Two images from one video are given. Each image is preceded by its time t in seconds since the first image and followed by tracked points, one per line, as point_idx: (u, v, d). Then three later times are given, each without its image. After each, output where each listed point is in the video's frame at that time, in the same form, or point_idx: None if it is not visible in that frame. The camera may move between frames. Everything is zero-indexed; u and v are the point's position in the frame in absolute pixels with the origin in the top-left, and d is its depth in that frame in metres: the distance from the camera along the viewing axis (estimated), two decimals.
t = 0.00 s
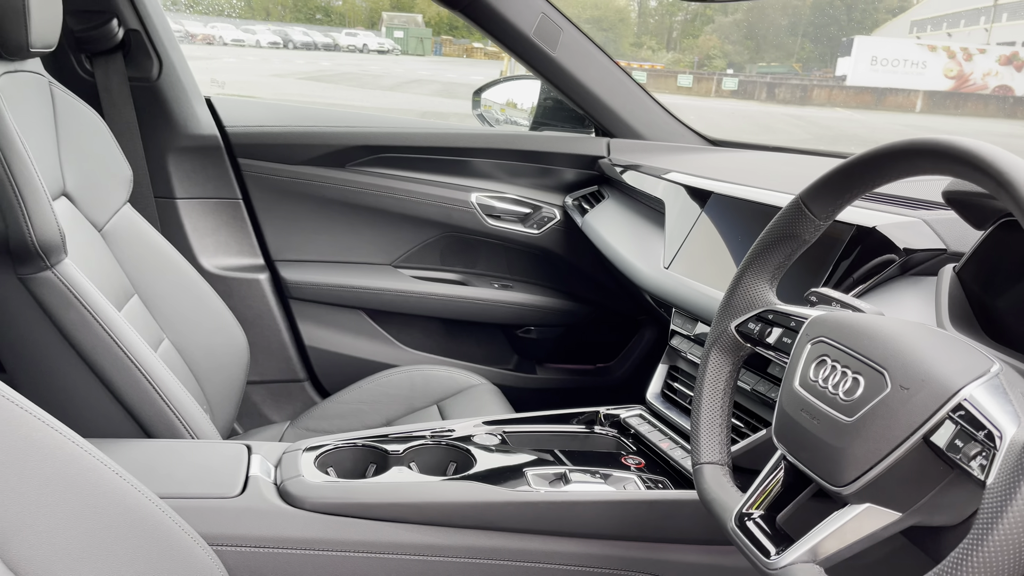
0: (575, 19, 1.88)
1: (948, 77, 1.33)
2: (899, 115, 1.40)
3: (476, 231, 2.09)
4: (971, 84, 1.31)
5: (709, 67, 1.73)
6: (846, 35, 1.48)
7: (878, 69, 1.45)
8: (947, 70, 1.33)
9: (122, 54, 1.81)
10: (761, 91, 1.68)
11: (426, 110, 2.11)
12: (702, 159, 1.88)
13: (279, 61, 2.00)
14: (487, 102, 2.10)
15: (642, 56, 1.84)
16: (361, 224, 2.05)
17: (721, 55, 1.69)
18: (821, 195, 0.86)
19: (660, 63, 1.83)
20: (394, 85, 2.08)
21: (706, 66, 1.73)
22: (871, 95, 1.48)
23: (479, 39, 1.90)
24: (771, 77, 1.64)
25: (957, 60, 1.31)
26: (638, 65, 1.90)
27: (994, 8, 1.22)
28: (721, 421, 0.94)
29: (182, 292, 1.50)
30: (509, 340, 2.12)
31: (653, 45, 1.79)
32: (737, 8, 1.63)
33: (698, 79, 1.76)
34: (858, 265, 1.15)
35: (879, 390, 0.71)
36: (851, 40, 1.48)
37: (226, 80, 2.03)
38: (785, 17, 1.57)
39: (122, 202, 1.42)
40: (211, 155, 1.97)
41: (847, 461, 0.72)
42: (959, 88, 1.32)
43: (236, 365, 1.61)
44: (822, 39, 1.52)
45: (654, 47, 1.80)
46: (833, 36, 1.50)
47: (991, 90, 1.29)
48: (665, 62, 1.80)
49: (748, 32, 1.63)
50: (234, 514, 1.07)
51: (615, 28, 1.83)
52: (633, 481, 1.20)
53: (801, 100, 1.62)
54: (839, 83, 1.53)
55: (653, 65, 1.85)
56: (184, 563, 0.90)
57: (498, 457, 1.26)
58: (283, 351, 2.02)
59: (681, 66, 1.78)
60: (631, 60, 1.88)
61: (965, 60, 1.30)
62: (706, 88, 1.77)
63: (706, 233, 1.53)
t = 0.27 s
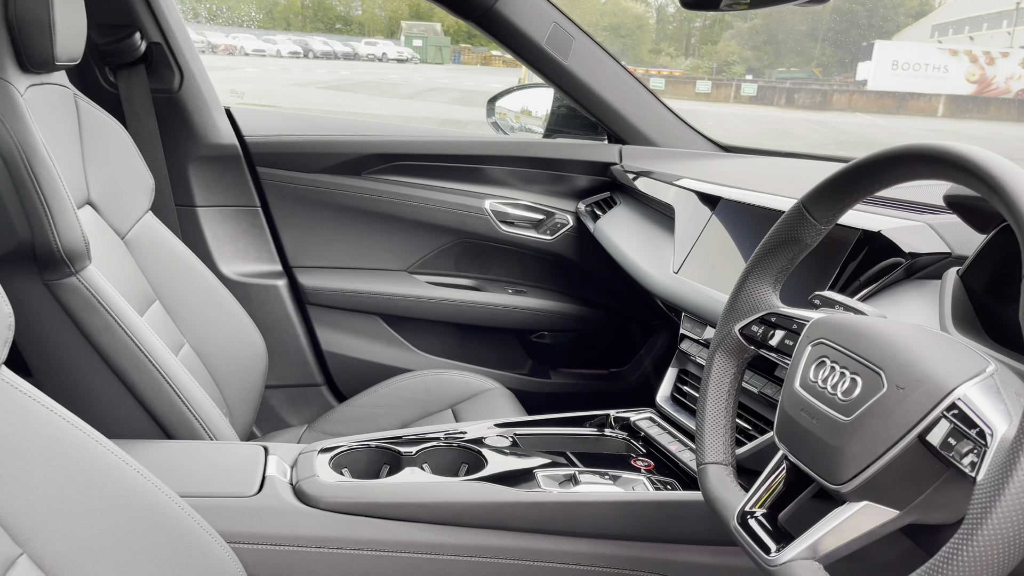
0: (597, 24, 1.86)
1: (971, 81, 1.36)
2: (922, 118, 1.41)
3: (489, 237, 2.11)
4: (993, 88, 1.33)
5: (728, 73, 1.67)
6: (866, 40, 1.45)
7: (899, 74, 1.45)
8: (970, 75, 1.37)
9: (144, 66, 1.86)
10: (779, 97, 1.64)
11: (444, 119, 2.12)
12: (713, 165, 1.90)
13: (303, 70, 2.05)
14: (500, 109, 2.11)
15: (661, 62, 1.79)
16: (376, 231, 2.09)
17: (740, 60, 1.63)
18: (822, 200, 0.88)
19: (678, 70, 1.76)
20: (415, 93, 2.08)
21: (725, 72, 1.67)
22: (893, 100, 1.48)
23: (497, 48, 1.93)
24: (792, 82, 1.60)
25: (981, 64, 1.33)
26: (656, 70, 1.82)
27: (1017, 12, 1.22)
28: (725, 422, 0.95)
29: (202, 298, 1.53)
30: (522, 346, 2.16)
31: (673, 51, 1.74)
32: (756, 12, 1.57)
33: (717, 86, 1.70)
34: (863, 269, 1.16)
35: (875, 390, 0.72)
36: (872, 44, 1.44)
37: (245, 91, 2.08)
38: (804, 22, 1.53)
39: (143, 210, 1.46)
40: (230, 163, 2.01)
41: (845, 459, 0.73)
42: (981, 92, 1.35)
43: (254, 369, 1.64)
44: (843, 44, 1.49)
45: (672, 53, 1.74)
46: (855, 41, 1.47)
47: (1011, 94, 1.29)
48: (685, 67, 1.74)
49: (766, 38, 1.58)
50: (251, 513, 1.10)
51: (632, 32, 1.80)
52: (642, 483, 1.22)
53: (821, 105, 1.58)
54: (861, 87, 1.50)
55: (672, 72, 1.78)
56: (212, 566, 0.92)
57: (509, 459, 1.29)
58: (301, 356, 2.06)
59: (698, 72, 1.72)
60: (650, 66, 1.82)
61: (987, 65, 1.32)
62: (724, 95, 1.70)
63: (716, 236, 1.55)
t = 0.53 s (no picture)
0: (615, 32, 1.87)
1: (994, 86, 1.30)
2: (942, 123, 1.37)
3: (501, 243, 2.14)
4: (1016, 93, 1.27)
5: (747, 80, 1.67)
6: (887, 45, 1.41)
7: (921, 79, 1.40)
8: (992, 80, 1.30)
9: (164, 78, 1.91)
10: (800, 104, 1.63)
11: (463, 126, 2.17)
12: (722, 170, 1.92)
13: (322, 81, 2.09)
14: (514, 117, 2.16)
15: (679, 70, 1.78)
16: (390, 237, 2.13)
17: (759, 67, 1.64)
18: (817, 203, 0.90)
19: (697, 77, 1.76)
20: (434, 102, 2.12)
21: (744, 79, 1.68)
22: (915, 105, 1.43)
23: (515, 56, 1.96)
24: (811, 88, 1.59)
25: (1003, 69, 1.27)
26: (674, 78, 1.81)
27: None
28: (725, 421, 0.97)
29: (220, 303, 1.57)
30: (535, 350, 2.17)
31: (691, 58, 1.73)
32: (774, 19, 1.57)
33: (736, 92, 1.71)
34: (865, 271, 1.18)
35: (866, 387, 0.74)
36: (892, 49, 1.40)
37: (262, 101, 2.12)
38: (824, 28, 1.51)
39: (163, 218, 1.50)
40: (247, 172, 2.06)
41: (837, 455, 0.75)
42: (1004, 98, 1.29)
43: (270, 372, 1.68)
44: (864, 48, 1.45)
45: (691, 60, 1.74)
46: (874, 46, 1.43)
47: None
48: (703, 75, 1.73)
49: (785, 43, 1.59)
50: (264, 510, 1.13)
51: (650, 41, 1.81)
52: (648, 483, 1.23)
53: (839, 110, 1.59)
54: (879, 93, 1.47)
55: (691, 78, 1.77)
56: (225, 563, 0.94)
57: (517, 459, 1.31)
58: (316, 360, 2.09)
59: (718, 79, 1.72)
60: (668, 73, 1.82)
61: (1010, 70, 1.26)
62: (743, 101, 1.72)
63: (723, 239, 1.57)
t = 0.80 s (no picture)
0: (633, 42, 1.84)
1: (1014, 91, 1.29)
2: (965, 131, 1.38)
3: (513, 251, 2.18)
4: None
5: (766, 88, 1.64)
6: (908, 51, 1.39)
7: (941, 85, 1.39)
8: (1014, 85, 1.29)
9: (184, 91, 1.96)
10: (819, 110, 1.62)
11: (479, 137, 2.16)
12: (731, 178, 1.94)
13: (340, 92, 2.04)
14: (526, 127, 2.16)
15: (698, 78, 1.77)
16: (405, 245, 2.17)
17: (779, 75, 1.60)
18: (811, 210, 0.92)
19: (715, 85, 1.74)
20: (451, 112, 2.10)
21: (763, 87, 1.65)
22: (934, 112, 1.43)
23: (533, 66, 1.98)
24: (830, 95, 1.57)
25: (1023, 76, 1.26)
26: (692, 86, 1.80)
27: None
28: (724, 422, 0.99)
29: (237, 309, 1.62)
30: (547, 356, 2.20)
31: (709, 67, 1.72)
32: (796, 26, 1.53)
33: (754, 100, 1.68)
34: (866, 276, 1.20)
35: (855, 387, 0.76)
36: (913, 56, 1.38)
37: (279, 113, 2.14)
38: (844, 34, 1.48)
39: (182, 227, 1.55)
40: (265, 183, 2.11)
41: (829, 453, 0.77)
42: None
43: (286, 377, 1.72)
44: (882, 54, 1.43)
45: (709, 68, 1.72)
46: (895, 53, 1.40)
47: None
48: (720, 83, 1.72)
49: (806, 51, 1.55)
50: (278, 508, 1.16)
51: (667, 49, 1.78)
52: (653, 484, 1.26)
53: (859, 118, 1.55)
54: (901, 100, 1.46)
55: (709, 87, 1.75)
56: (240, 562, 0.96)
57: (524, 461, 1.34)
58: (332, 366, 2.13)
59: (736, 87, 1.70)
60: (686, 81, 1.81)
61: None
62: (761, 109, 1.68)
63: (729, 245, 1.60)
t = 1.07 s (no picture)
0: (651, 51, 1.89)
1: None
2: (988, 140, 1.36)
3: (526, 259, 2.21)
4: None
5: (786, 95, 1.70)
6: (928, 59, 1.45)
7: (962, 92, 1.38)
8: None
9: (205, 104, 2.02)
10: (838, 119, 1.66)
11: (497, 146, 2.24)
12: (741, 187, 1.96)
13: (360, 103, 2.15)
14: (541, 137, 2.23)
15: (717, 86, 1.82)
16: (420, 254, 2.21)
17: (798, 83, 1.66)
18: (810, 217, 0.94)
19: (733, 93, 1.80)
20: (469, 122, 2.21)
21: (783, 94, 1.71)
22: (956, 119, 1.42)
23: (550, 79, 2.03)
24: (850, 103, 1.62)
25: None
26: (709, 96, 1.86)
27: None
28: (727, 424, 1.01)
29: (256, 316, 1.66)
30: (560, 363, 2.21)
31: (727, 75, 1.78)
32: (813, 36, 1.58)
33: (773, 109, 1.75)
34: (869, 282, 1.22)
35: (850, 387, 0.78)
36: (933, 63, 1.43)
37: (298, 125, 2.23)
38: (862, 42, 1.54)
39: (203, 237, 1.60)
40: (283, 193, 2.16)
41: (825, 453, 0.79)
42: None
43: (303, 383, 1.76)
44: (904, 62, 1.50)
45: (726, 77, 1.78)
46: (916, 61, 1.47)
47: None
48: (738, 92, 1.78)
49: (824, 60, 1.59)
50: (294, 508, 1.20)
51: (688, 59, 1.84)
52: (660, 487, 1.28)
53: (880, 125, 1.59)
54: (924, 106, 1.48)
55: (726, 95, 1.81)
56: (258, 561, 0.97)
57: (535, 464, 1.36)
58: (348, 372, 2.16)
59: (755, 95, 1.77)
60: (703, 90, 1.87)
61: None
62: (780, 117, 1.75)
63: (736, 250, 1.63)
